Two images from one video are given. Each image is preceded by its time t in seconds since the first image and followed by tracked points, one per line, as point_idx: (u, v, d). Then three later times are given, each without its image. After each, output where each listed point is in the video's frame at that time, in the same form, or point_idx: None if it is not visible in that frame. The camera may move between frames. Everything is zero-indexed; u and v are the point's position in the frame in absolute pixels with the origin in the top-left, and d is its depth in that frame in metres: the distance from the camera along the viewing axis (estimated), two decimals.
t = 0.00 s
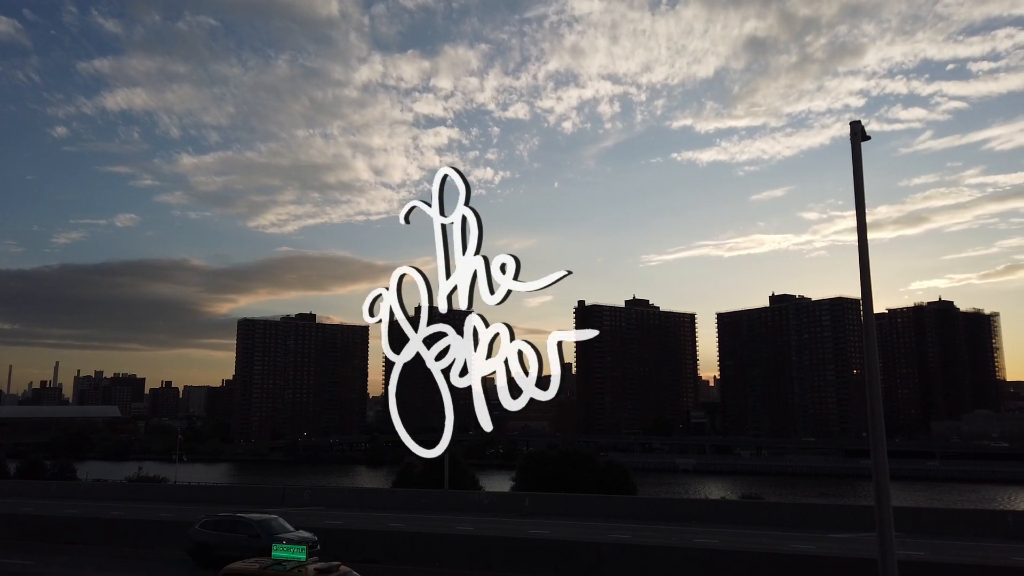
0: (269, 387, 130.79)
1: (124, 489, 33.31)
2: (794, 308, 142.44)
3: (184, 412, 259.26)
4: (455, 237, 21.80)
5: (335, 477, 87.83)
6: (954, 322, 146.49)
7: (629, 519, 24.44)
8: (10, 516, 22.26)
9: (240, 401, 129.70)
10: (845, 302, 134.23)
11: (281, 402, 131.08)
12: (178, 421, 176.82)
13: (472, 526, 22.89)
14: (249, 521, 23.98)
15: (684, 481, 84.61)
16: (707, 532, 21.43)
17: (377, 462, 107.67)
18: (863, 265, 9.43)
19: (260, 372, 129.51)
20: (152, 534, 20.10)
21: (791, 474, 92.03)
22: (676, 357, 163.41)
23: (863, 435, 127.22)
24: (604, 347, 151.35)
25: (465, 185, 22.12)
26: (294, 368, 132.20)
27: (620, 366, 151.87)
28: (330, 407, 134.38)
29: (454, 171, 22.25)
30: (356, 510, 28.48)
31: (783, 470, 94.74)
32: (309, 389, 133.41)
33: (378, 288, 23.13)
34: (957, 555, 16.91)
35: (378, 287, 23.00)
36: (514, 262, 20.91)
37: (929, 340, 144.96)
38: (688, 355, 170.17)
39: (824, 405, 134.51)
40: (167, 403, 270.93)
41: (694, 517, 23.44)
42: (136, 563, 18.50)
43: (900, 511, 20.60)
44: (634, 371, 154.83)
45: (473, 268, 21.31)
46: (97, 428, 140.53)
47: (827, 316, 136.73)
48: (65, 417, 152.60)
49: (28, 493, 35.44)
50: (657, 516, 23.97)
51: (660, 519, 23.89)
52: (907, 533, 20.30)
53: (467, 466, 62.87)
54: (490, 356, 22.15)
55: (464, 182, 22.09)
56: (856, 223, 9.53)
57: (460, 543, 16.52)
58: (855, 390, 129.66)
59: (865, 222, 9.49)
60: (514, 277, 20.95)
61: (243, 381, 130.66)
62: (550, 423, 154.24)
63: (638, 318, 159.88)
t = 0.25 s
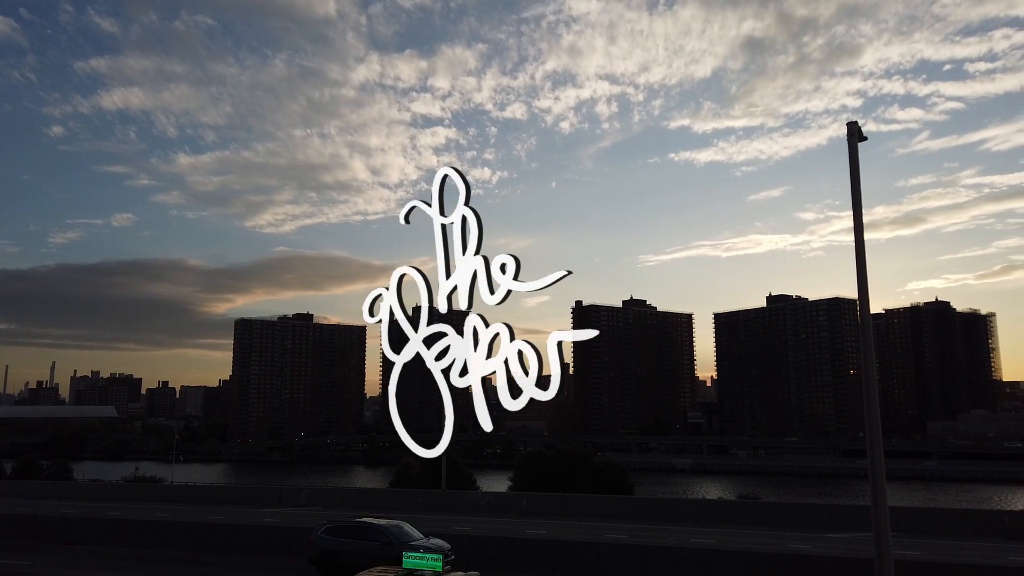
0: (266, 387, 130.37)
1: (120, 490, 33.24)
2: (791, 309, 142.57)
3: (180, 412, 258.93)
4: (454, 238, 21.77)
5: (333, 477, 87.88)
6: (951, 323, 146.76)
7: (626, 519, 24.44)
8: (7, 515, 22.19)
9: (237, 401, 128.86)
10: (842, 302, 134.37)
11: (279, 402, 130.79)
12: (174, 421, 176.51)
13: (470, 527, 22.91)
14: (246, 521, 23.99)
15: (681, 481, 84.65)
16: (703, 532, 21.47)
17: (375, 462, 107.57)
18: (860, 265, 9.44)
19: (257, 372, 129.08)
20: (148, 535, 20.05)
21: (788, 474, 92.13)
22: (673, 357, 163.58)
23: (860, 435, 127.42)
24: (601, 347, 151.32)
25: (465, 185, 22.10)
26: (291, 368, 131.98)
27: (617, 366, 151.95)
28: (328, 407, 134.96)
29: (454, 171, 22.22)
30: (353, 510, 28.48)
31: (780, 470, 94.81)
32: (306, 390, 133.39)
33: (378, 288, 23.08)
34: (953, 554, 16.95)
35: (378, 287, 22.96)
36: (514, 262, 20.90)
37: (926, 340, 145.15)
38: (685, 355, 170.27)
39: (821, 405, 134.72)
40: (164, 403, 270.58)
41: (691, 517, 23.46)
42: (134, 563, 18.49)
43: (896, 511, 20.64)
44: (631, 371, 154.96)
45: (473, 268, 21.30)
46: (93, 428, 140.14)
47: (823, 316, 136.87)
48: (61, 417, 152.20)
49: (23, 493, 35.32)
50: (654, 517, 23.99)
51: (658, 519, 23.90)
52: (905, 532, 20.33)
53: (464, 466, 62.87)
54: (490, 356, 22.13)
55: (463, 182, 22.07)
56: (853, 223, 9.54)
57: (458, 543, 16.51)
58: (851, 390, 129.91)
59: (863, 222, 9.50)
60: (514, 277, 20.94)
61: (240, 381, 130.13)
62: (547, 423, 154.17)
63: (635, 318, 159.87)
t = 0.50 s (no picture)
0: (262, 387, 130.08)
1: (116, 490, 33.18)
2: (788, 309, 142.70)
3: (177, 413, 258.70)
4: (454, 238, 21.74)
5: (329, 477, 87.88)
6: (947, 323, 147.05)
7: (623, 519, 24.42)
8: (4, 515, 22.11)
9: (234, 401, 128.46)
10: (838, 302, 134.31)
11: (275, 402, 130.59)
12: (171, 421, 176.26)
13: (468, 527, 22.91)
14: (242, 521, 23.94)
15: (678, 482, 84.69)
16: (700, 532, 21.47)
17: (372, 462, 107.51)
18: (856, 267, 9.45)
19: (253, 372, 128.79)
20: (145, 535, 19.99)
21: (784, 474, 92.27)
22: (669, 357, 163.78)
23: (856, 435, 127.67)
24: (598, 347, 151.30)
25: (465, 184, 22.06)
26: (288, 368, 131.79)
27: (614, 366, 152.00)
28: (324, 407, 134.95)
29: (454, 171, 22.18)
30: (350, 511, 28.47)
31: (776, 470, 94.91)
32: (303, 390, 133.26)
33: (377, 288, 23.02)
34: (949, 554, 16.98)
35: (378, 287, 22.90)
36: (514, 262, 20.87)
37: (922, 340, 145.36)
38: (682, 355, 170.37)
39: (817, 405, 134.93)
40: (161, 403, 270.34)
41: (688, 517, 23.46)
42: (130, 564, 18.46)
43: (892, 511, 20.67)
44: (628, 371, 155.13)
45: (473, 268, 21.27)
46: (89, 427, 139.88)
47: (820, 316, 137.01)
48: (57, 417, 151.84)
49: (19, 493, 35.18)
50: (651, 516, 24.00)
51: (655, 519, 23.89)
52: (901, 533, 20.36)
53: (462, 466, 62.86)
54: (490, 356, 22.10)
55: (463, 181, 22.02)
56: (850, 224, 9.55)
57: (455, 543, 16.49)
58: (848, 390, 130.18)
59: (859, 223, 9.52)
60: (514, 277, 20.91)
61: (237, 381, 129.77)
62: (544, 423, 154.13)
63: (632, 318, 159.86)
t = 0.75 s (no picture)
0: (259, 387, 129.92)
1: (111, 490, 33.11)
2: (785, 309, 142.83)
3: (174, 413, 258.55)
4: (454, 238, 21.75)
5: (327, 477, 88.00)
6: (944, 323, 147.34)
7: (621, 519, 24.46)
8: None
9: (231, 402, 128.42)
10: (835, 302, 133.84)
11: (272, 402, 130.46)
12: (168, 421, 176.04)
13: (466, 527, 22.94)
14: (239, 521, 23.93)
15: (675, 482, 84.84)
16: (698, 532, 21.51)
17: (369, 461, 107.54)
18: (852, 267, 9.48)
19: (250, 372, 128.66)
20: (141, 536, 19.97)
21: (781, 474, 92.44)
22: (666, 357, 164.02)
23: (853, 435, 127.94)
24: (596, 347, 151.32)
25: (465, 184, 22.06)
26: (285, 369, 131.67)
27: (611, 366, 152.08)
28: (321, 408, 134.79)
29: (454, 171, 22.20)
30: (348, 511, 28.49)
31: (773, 470, 95.05)
32: (300, 390, 133.18)
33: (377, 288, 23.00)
34: (946, 554, 17.05)
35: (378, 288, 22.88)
36: (514, 262, 20.88)
37: (919, 341, 145.59)
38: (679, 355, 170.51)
39: (814, 405, 135.16)
40: (157, 403, 270.10)
41: (686, 517, 23.49)
42: (127, 564, 18.45)
43: (888, 511, 20.76)
44: (625, 371, 155.27)
45: (473, 268, 21.28)
46: (85, 427, 139.67)
47: (817, 316, 137.17)
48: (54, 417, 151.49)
49: (15, 493, 35.08)
50: (649, 516, 24.04)
51: (653, 519, 23.94)
52: (898, 533, 20.43)
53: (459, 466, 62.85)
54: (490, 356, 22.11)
55: (463, 181, 22.01)
56: (847, 224, 9.59)
57: (452, 543, 16.49)
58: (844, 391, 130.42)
59: (856, 223, 9.55)
60: (514, 277, 20.92)
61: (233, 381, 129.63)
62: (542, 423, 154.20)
63: (629, 318, 159.87)
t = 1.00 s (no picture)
0: (255, 387, 129.74)
1: (107, 490, 33.03)
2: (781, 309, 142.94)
3: (169, 413, 258.18)
4: (454, 238, 21.75)
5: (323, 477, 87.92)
6: (939, 324, 147.64)
7: (619, 519, 24.48)
8: None
9: (227, 402, 128.29)
10: (832, 303, 132.93)
11: (268, 402, 130.26)
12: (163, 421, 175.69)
13: (464, 527, 22.97)
14: (235, 522, 23.91)
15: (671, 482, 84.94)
16: (695, 532, 21.54)
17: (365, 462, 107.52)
18: (849, 267, 9.50)
19: (247, 373, 128.48)
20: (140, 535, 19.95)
21: (777, 474, 92.58)
22: (663, 357, 164.21)
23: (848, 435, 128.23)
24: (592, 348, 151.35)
25: (465, 183, 22.04)
26: (282, 369, 131.52)
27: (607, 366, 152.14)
28: (318, 408, 134.70)
29: (454, 171, 22.19)
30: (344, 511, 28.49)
31: (769, 470, 95.20)
32: (296, 390, 133.09)
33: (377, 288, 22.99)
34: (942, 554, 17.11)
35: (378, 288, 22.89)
36: (514, 262, 20.89)
37: (915, 341, 145.87)
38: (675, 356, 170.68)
39: (810, 405, 135.40)
40: (153, 403, 269.59)
41: (683, 517, 23.53)
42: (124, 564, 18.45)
43: (885, 511, 20.80)
44: (621, 371, 155.40)
45: (473, 268, 21.28)
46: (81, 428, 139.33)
47: (813, 316, 137.30)
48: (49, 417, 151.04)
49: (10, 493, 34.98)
50: (646, 516, 24.07)
51: (650, 519, 23.97)
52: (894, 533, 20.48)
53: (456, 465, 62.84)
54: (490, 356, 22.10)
55: (463, 181, 21.99)
56: (843, 224, 9.61)
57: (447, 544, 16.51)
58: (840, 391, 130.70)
59: (852, 223, 9.57)
60: (514, 277, 20.93)
61: (230, 381, 129.41)
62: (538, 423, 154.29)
63: (626, 318, 159.86)
